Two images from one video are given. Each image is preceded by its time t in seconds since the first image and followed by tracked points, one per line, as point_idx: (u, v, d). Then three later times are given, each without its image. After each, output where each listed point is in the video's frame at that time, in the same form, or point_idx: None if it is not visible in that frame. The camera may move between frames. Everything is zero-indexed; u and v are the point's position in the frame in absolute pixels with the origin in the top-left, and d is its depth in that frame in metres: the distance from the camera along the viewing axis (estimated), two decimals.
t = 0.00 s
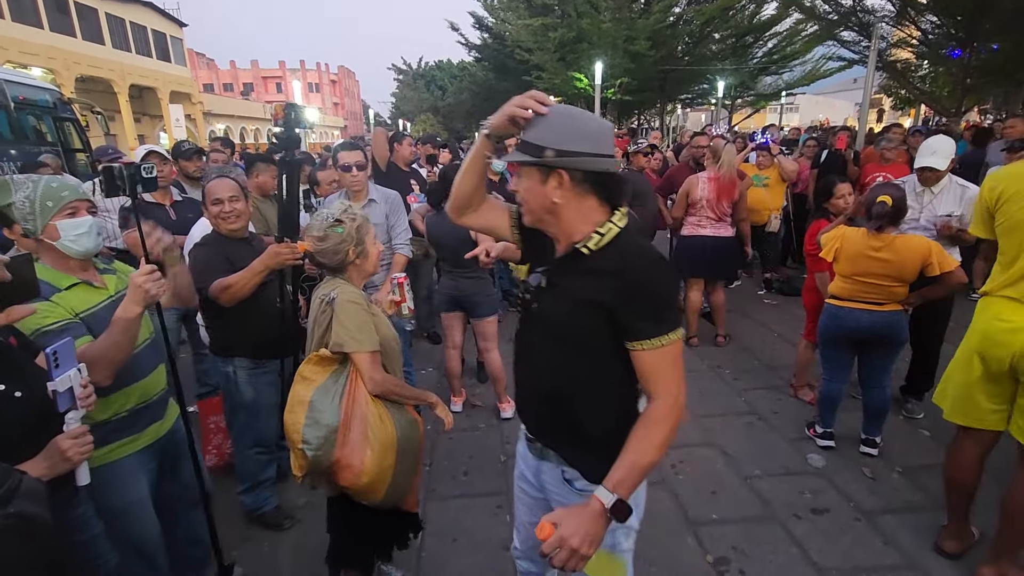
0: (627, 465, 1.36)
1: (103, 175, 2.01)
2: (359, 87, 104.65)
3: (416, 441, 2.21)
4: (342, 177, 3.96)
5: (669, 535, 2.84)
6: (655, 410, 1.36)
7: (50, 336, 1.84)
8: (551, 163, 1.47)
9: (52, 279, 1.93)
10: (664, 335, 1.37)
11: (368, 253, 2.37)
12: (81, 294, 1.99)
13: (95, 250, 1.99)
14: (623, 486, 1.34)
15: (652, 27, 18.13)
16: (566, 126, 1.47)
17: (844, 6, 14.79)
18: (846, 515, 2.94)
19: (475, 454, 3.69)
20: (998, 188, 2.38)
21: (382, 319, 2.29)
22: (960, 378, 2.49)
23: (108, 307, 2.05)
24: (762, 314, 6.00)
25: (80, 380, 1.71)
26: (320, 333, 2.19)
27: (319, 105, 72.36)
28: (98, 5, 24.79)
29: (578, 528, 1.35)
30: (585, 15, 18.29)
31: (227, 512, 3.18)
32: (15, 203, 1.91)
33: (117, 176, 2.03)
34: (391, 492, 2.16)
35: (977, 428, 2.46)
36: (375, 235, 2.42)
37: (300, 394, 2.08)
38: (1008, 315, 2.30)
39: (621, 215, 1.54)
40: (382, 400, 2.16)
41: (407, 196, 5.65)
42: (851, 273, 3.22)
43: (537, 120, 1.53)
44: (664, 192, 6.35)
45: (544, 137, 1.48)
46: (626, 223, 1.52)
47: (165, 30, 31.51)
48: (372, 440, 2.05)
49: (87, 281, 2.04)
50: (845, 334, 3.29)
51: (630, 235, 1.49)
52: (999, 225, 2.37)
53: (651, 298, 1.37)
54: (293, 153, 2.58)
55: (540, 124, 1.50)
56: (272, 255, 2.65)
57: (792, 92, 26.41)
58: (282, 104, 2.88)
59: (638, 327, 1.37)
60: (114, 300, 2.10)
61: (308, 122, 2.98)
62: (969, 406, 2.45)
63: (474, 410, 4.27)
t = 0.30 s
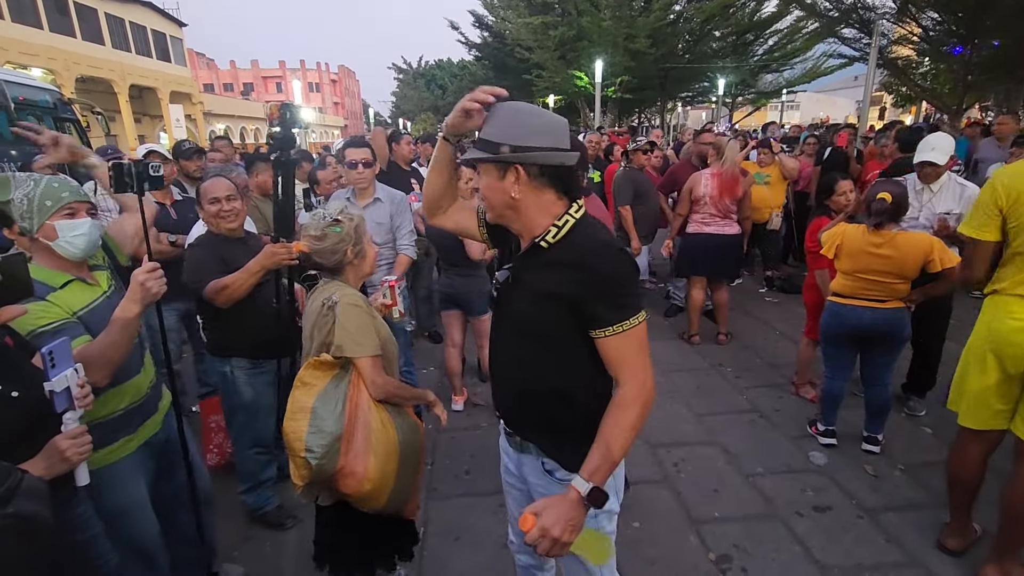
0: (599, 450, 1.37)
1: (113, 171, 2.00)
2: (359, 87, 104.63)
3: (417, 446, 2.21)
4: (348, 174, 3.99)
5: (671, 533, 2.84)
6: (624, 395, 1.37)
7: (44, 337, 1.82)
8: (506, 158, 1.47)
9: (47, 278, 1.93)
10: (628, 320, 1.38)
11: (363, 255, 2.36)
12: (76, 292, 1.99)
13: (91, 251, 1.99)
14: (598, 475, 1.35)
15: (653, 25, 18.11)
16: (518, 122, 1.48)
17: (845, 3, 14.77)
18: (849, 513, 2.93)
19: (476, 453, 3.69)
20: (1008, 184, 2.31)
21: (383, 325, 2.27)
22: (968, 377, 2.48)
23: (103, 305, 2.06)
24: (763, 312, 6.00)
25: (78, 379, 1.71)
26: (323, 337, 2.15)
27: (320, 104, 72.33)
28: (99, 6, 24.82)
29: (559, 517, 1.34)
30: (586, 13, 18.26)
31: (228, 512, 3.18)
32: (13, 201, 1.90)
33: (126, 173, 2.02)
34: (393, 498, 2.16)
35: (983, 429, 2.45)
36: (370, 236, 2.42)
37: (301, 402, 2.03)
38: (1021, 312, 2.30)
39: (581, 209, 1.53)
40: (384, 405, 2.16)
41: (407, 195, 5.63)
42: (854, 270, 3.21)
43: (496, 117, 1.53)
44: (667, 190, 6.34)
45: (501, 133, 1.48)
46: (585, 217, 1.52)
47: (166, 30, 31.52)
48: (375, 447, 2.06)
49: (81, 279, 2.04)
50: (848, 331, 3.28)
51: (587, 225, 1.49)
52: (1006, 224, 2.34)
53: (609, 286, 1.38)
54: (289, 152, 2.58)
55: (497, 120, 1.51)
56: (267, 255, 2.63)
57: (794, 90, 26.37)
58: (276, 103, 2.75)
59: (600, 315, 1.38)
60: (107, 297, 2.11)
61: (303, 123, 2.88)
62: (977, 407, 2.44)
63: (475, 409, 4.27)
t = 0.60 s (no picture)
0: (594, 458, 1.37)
1: (117, 170, 1.97)
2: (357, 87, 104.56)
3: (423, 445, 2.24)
4: (354, 173, 3.99)
5: (672, 533, 2.85)
6: (619, 405, 1.37)
7: (45, 340, 1.82)
8: (541, 159, 1.47)
9: (46, 282, 1.93)
10: (628, 328, 1.37)
11: (370, 255, 2.38)
12: (75, 295, 1.99)
13: (87, 253, 2.00)
14: (589, 484, 1.35)
15: (651, 24, 18.11)
16: (543, 121, 1.49)
17: (843, 2, 14.78)
18: (849, 511, 2.94)
19: (477, 453, 3.69)
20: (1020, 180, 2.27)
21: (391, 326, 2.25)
22: (971, 377, 2.48)
23: (103, 307, 2.08)
24: (763, 311, 6.01)
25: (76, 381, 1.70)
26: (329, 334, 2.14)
27: (318, 104, 72.26)
28: (97, 7, 24.80)
29: (548, 523, 1.35)
30: (584, 13, 18.25)
31: (230, 513, 3.18)
32: (4, 206, 1.90)
33: (131, 172, 2.00)
34: (402, 495, 2.18)
35: (983, 429, 2.46)
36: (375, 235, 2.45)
37: (313, 399, 2.01)
38: None
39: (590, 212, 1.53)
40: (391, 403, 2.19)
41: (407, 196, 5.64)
42: (855, 269, 3.21)
43: (518, 115, 1.51)
44: (667, 189, 6.35)
45: (534, 132, 1.47)
46: (592, 220, 1.52)
47: (164, 30, 31.49)
48: (387, 445, 2.09)
49: (80, 282, 2.04)
50: (848, 330, 3.29)
51: (593, 228, 1.50)
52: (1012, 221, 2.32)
53: (611, 293, 1.38)
54: (282, 155, 2.57)
55: (524, 118, 1.49)
56: (261, 259, 2.69)
57: (792, 88, 26.37)
58: (270, 105, 2.68)
59: (601, 322, 1.38)
60: (105, 300, 2.11)
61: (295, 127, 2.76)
62: (979, 407, 2.44)
63: (476, 409, 4.28)
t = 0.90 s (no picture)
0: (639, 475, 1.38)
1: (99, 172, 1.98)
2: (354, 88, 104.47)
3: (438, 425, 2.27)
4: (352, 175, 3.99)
5: (668, 531, 2.85)
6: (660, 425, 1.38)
7: (37, 344, 1.81)
8: (602, 159, 1.42)
9: (38, 287, 1.93)
10: (681, 349, 1.37)
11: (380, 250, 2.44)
12: (68, 299, 1.99)
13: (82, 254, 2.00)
14: (618, 494, 1.35)
15: (647, 23, 18.13)
16: (609, 117, 1.44)
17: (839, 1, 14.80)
18: (845, 509, 2.95)
19: (473, 453, 3.69)
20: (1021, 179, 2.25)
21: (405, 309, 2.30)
22: (968, 376, 2.48)
23: (97, 310, 2.07)
24: (759, 309, 6.02)
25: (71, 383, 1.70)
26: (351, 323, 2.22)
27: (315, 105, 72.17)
28: (91, 8, 24.74)
29: (573, 527, 1.34)
30: (580, 12, 18.26)
31: (225, 515, 3.18)
32: None
33: (113, 173, 2.00)
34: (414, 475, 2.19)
35: (978, 429, 2.46)
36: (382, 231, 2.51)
37: (337, 376, 1.99)
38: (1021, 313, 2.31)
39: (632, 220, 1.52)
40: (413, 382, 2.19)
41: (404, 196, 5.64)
42: (851, 269, 3.21)
43: (580, 106, 1.44)
44: (663, 188, 6.35)
45: (596, 129, 1.41)
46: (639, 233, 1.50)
47: (159, 31, 31.41)
48: (408, 421, 2.08)
49: (73, 286, 2.04)
50: (843, 329, 3.29)
51: (640, 240, 1.48)
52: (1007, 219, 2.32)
53: (669, 314, 1.37)
54: (275, 156, 2.55)
55: (584, 111, 1.43)
56: (254, 261, 2.67)
57: (788, 87, 26.44)
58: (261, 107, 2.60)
59: (657, 343, 1.37)
60: (98, 304, 2.11)
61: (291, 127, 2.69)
62: (976, 406, 2.44)
63: (473, 409, 4.28)
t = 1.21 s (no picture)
0: (644, 493, 1.33)
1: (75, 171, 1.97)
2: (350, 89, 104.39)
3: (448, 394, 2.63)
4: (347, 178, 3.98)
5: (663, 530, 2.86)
6: (672, 443, 1.33)
7: (27, 344, 1.81)
8: (613, 156, 1.38)
9: (28, 288, 1.92)
10: (695, 365, 1.33)
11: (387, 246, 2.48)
12: (59, 301, 1.98)
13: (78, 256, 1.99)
14: (621, 505, 1.32)
15: (642, 24, 18.13)
16: (622, 115, 1.40)
17: (833, 2, 14.82)
18: (839, 507, 2.96)
19: (468, 454, 3.69)
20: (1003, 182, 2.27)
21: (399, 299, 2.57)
22: (957, 374, 2.50)
23: (89, 314, 2.06)
24: (754, 309, 6.05)
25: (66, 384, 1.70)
26: (368, 317, 2.30)
27: (311, 106, 72.10)
28: (85, 10, 24.67)
29: (565, 534, 1.30)
30: (575, 13, 18.24)
31: (220, 517, 3.17)
32: None
33: (89, 173, 1.98)
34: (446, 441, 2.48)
35: (967, 424, 2.47)
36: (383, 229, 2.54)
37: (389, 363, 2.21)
38: (1010, 311, 2.28)
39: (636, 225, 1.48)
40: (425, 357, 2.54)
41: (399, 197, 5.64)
42: (843, 268, 3.22)
43: (593, 100, 1.40)
44: (659, 188, 6.37)
45: (610, 126, 1.38)
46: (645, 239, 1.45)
47: (153, 33, 31.31)
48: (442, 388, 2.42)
49: (66, 289, 2.03)
50: (836, 329, 3.30)
51: (650, 246, 1.43)
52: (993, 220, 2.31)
53: (686, 328, 1.33)
54: (270, 161, 2.52)
55: (600, 107, 1.39)
56: (251, 265, 2.65)
57: (782, 88, 26.54)
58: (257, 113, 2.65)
59: (671, 356, 1.33)
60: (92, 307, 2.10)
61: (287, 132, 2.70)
62: (963, 402, 2.46)
63: (468, 409, 4.28)
